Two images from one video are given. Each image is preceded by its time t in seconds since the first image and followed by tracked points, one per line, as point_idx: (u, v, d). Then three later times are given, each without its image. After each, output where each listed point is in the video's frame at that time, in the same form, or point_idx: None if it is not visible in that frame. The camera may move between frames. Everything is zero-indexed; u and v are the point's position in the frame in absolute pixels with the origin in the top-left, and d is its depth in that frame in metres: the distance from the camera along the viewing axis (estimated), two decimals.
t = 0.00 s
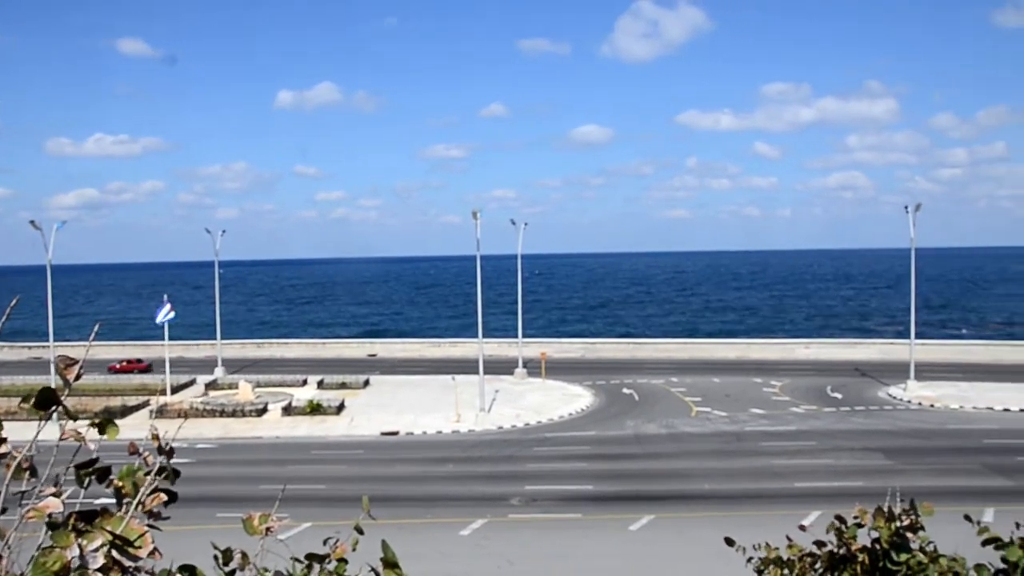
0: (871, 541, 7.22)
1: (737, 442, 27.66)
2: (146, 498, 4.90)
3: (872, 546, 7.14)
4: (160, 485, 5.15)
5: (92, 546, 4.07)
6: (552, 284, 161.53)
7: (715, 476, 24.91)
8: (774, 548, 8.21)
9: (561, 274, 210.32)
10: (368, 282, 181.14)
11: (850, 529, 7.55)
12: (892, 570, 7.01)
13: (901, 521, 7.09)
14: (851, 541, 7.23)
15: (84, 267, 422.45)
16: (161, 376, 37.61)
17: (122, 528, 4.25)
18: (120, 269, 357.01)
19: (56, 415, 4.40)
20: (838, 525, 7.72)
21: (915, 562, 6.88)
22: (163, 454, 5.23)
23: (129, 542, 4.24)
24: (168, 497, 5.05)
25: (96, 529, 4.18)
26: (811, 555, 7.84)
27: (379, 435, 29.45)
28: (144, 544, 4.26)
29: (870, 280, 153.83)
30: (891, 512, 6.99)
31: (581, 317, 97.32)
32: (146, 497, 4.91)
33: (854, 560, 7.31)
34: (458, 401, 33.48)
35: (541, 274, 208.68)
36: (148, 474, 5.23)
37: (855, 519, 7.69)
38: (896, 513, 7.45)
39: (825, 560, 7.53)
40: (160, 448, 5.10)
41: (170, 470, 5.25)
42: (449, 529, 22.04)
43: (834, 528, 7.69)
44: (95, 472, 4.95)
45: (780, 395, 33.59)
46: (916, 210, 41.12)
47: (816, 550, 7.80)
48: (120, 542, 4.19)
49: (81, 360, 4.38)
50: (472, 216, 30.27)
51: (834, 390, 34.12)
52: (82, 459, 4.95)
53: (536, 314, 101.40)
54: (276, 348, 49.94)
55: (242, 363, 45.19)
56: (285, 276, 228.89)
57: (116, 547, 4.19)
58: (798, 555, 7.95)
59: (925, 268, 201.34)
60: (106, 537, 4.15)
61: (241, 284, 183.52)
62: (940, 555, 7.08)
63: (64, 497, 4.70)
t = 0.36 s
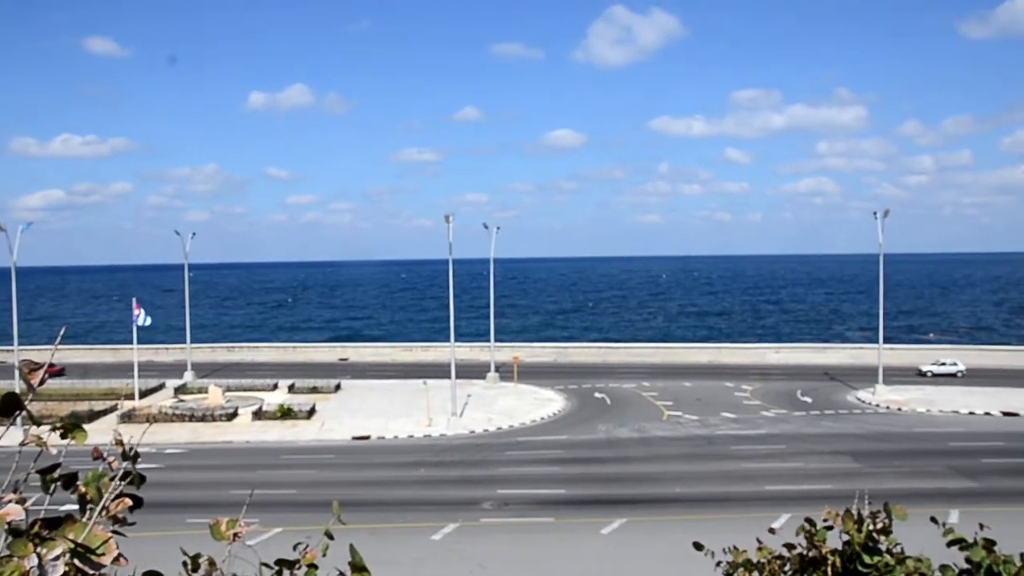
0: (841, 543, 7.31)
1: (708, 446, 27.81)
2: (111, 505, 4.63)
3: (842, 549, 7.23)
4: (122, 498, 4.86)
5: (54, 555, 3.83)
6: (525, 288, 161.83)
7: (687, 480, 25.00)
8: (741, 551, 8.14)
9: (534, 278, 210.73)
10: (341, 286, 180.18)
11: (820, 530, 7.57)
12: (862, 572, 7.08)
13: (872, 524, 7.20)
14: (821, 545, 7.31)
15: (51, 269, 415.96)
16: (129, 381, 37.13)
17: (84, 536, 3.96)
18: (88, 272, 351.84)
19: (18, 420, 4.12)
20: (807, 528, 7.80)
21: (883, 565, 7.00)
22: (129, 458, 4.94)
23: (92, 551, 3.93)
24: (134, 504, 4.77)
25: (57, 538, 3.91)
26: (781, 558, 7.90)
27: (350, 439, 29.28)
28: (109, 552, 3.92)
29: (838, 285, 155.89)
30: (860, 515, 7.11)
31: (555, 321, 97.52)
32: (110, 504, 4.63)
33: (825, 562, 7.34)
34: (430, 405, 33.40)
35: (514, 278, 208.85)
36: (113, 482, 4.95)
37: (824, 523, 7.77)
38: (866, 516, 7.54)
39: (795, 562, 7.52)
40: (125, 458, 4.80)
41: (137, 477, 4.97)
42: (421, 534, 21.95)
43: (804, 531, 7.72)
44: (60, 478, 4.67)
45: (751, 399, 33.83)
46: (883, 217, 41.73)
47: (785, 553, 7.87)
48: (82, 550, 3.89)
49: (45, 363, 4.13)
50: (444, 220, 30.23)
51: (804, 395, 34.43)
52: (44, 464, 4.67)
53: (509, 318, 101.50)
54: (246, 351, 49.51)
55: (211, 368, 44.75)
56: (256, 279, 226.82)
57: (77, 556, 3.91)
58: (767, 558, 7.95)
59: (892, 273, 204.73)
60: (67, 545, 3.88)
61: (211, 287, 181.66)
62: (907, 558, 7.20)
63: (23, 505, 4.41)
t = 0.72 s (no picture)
0: (808, 545, 7.35)
1: (680, 448, 27.91)
2: (78, 509, 4.50)
3: (810, 550, 7.27)
4: (92, 503, 4.72)
5: (17, 563, 3.78)
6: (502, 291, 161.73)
7: (659, 482, 25.07)
8: (710, 552, 8.18)
9: (510, 281, 210.95)
10: (315, 289, 179.18)
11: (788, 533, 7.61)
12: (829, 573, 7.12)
13: (838, 525, 7.25)
14: (789, 546, 7.34)
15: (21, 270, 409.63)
16: (98, 384, 36.67)
17: (48, 541, 3.83)
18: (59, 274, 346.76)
19: None
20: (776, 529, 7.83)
21: (850, 565, 7.06)
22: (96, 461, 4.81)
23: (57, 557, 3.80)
24: (101, 508, 4.65)
25: (20, 543, 3.81)
26: (751, 558, 7.92)
27: (323, 442, 29.12)
28: (73, 559, 3.79)
29: (811, 288, 157.37)
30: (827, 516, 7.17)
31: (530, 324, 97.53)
32: (77, 507, 4.50)
33: (793, 563, 7.38)
34: (403, 408, 33.29)
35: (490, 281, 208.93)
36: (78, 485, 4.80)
37: (793, 524, 7.81)
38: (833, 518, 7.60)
39: (764, 563, 7.56)
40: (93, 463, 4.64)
41: (104, 481, 4.83)
42: (393, 537, 21.83)
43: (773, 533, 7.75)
44: (25, 482, 4.52)
45: (723, 401, 34.01)
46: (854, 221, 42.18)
47: (754, 554, 7.89)
48: (45, 557, 3.76)
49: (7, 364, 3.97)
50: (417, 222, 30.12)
51: (776, 397, 34.67)
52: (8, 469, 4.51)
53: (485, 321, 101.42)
54: (218, 354, 49.09)
55: (182, 371, 44.32)
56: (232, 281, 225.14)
57: (40, 563, 3.77)
58: (736, 559, 7.98)
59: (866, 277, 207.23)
60: (30, 550, 3.78)
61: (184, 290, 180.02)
62: (875, 558, 7.25)
63: None
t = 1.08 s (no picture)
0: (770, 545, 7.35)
1: (645, 450, 28.07)
2: (28, 516, 4.46)
3: (772, 550, 7.27)
4: (44, 507, 4.65)
5: None
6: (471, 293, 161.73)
7: (623, 484, 25.18)
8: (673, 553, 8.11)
9: (478, 283, 211.15)
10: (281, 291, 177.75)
11: (750, 532, 7.62)
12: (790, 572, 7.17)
13: (800, 524, 7.27)
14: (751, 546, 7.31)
15: None
16: (56, 387, 36.00)
17: None
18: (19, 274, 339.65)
19: None
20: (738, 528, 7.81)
21: (811, 563, 7.11)
22: (48, 466, 4.76)
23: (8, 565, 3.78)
24: (53, 514, 4.61)
25: None
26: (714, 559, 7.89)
27: (286, 446, 28.87)
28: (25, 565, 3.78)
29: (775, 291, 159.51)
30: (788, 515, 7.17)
31: (499, 326, 97.58)
32: (28, 514, 4.47)
33: (755, 562, 7.40)
34: (368, 411, 33.12)
35: (458, 283, 208.86)
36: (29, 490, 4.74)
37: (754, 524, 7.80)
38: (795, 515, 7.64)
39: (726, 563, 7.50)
40: (45, 467, 4.60)
41: (58, 485, 4.79)
42: (357, 541, 21.67)
43: (735, 532, 7.73)
44: None
45: (687, 403, 34.26)
46: (815, 225, 42.78)
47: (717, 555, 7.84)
48: None
49: None
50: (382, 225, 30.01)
51: (738, 399, 34.99)
52: None
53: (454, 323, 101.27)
54: (179, 357, 48.51)
55: (142, 374, 43.72)
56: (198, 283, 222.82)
57: None
58: (699, 558, 7.94)
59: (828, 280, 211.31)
60: None
61: (147, 291, 177.38)
62: (833, 556, 7.34)
63: None
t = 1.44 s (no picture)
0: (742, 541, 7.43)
1: (617, 448, 28.15)
2: None
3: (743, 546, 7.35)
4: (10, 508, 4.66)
5: None
6: (446, 292, 161.54)
7: (595, 482, 25.24)
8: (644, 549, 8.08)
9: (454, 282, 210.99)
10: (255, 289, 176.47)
11: (722, 529, 7.62)
12: (762, 568, 7.21)
13: (771, 522, 7.35)
14: (722, 541, 7.36)
15: None
16: (22, 388, 35.48)
17: None
18: None
19: None
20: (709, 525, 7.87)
21: (782, 560, 7.24)
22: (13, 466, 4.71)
23: None
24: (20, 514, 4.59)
25: None
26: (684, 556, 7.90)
27: (257, 446, 28.65)
28: None
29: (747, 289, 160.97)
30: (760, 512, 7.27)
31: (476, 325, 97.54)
32: None
33: (727, 559, 7.40)
34: (340, 410, 32.96)
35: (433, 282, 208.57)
36: None
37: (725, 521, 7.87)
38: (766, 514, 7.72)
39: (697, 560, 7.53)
40: (11, 466, 4.58)
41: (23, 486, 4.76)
42: (329, 541, 21.54)
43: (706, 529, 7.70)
44: None
45: (660, 401, 34.40)
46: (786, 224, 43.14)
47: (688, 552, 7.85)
48: None
49: None
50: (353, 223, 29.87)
51: (710, 397, 35.18)
52: None
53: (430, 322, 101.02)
54: (149, 356, 48.00)
55: (111, 374, 43.19)
56: (170, 281, 220.66)
57: None
58: (671, 556, 7.77)
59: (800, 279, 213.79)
60: None
61: (118, 290, 175.23)
62: (803, 553, 7.43)
63: None
